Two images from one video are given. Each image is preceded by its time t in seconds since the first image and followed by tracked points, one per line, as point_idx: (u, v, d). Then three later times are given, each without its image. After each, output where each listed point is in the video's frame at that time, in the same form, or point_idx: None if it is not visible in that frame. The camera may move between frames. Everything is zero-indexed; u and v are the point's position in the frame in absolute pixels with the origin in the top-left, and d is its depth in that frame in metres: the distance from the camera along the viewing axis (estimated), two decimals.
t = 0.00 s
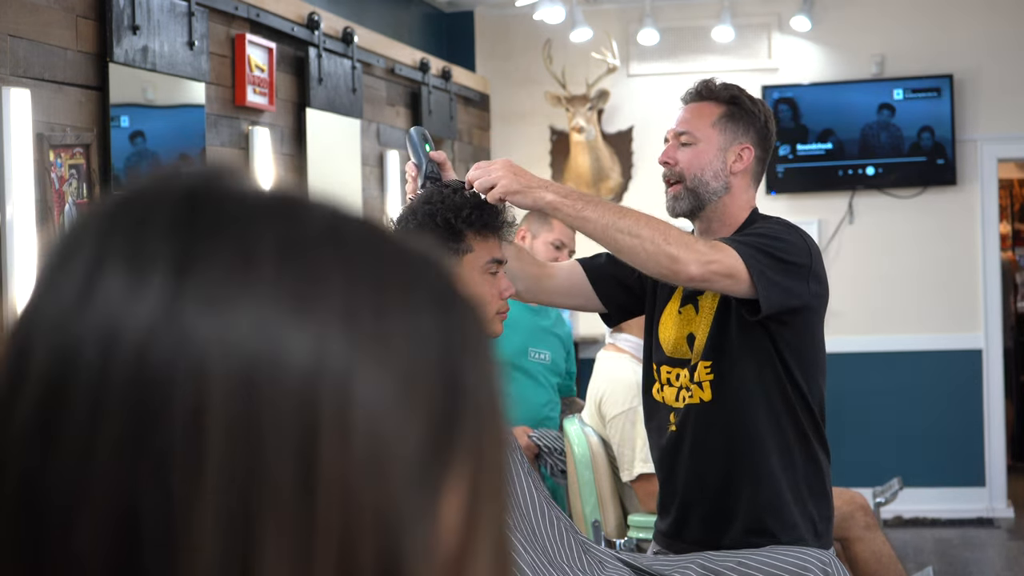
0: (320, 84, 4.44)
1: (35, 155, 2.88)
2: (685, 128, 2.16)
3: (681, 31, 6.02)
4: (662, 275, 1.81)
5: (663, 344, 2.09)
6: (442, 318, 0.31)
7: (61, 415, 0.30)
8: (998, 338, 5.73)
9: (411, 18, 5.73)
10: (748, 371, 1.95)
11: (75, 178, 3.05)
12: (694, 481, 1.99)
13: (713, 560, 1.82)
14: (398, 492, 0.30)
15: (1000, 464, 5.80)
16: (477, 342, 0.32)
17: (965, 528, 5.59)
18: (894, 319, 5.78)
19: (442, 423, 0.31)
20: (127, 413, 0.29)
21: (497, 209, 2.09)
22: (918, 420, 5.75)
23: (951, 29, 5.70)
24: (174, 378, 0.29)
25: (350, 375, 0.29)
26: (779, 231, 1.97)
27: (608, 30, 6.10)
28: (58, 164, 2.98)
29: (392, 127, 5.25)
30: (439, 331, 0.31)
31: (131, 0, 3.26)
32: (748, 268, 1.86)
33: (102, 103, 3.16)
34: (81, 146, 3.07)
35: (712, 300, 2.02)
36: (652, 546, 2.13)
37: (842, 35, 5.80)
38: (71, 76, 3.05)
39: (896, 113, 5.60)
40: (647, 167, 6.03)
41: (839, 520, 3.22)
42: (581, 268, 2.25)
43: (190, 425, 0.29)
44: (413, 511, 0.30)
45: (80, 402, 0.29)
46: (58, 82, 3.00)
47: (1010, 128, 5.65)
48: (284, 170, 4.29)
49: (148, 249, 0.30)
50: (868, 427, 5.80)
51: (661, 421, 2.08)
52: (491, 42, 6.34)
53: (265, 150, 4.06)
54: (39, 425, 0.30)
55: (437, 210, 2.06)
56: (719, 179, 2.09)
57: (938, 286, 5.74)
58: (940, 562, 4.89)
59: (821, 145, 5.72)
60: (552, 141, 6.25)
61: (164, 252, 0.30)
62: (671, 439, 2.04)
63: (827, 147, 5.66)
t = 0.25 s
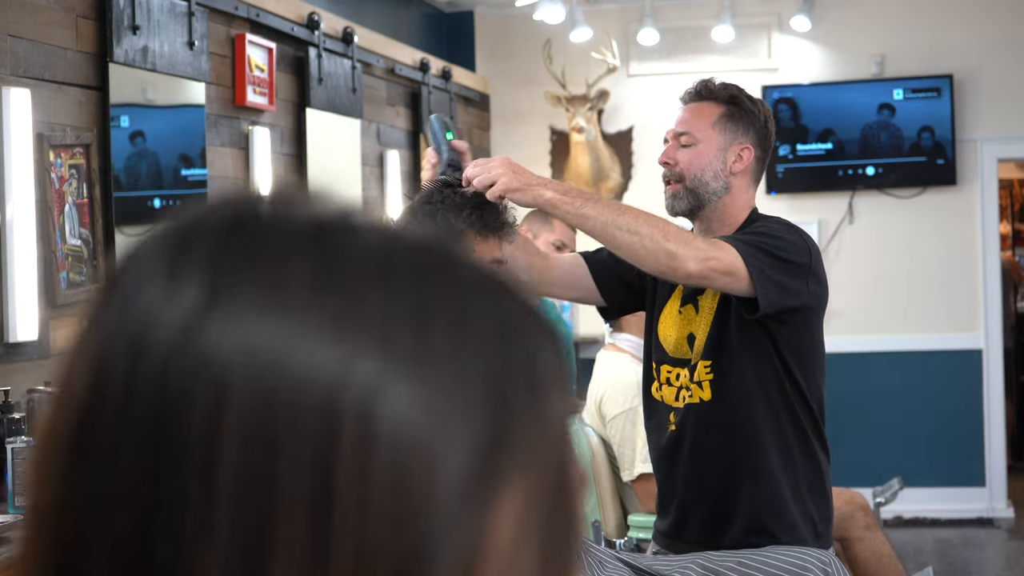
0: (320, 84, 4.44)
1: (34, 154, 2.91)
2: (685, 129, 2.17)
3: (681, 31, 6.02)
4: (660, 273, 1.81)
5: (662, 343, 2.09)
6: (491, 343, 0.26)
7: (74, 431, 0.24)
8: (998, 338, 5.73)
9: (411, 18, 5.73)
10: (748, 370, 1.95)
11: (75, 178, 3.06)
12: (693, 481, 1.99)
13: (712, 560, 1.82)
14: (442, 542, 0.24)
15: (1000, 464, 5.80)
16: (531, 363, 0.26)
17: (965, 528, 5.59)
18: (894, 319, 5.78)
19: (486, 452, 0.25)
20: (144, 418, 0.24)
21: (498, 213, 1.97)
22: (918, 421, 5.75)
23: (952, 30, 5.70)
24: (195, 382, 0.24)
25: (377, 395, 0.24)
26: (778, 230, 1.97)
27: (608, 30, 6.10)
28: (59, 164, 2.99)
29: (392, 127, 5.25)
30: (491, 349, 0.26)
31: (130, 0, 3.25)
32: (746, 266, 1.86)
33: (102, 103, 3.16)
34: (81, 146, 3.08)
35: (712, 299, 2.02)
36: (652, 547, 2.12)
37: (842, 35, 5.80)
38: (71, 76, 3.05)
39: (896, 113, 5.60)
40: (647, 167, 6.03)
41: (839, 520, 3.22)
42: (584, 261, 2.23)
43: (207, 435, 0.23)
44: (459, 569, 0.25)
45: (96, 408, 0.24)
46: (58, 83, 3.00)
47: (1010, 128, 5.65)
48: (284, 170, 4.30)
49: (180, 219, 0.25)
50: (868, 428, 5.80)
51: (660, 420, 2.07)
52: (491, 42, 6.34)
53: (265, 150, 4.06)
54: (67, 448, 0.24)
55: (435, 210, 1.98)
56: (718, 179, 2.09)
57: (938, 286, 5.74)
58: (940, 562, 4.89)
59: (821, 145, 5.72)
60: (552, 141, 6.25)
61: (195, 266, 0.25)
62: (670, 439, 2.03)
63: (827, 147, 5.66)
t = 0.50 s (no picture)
0: (320, 84, 4.44)
1: (35, 154, 2.90)
2: (685, 129, 2.17)
3: (681, 31, 6.02)
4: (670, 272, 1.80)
5: (664, 344, 2.09)
6: (540, 348, 0.26)
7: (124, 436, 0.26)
8: (998, 338, 5.73)
9: (411, 18, 5.73)
10: (749, 370, 1.95)
11: (75, 178, 3.06)
12: (694, 481, 1.98)
13: (713, 560, 1.81)
14: (483, 543, 0.24)
15: (1000, 464, 5.80)
16: (584, 374, 0.26)
17: (965, 528, 5.59)
18: (895, 319, 5.78)
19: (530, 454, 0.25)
20: (191, 421, 0.25)
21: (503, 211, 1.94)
22: (918, 421, 5.75)
23: (952, 30, 5.71)
24: (233, 382, 0.24)
25: (421, 399, 0.24)
26: (782, 230, 1.98)
27: (608, 30, 6.10)
28: (58, 164, 2.99)
29: (392, 127, 5.25)
30: (540, 355, 0.25)
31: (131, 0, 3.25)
32: (754, 267, 1.87)
33: (102, 103, 3.15)
34: (81, 146, 3.08)
35: (714, 299, 2.02)
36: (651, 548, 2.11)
37: (842, 35, 5.80)
38: (71, 76, 3.05)
39: (896, 113, 5.60)
40: (647, 167, 6.03)
41: (839, 520, 3.22)
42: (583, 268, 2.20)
43: (248, 437, 0.24)
44: None
45: (142, 410, 0.25)
46: (58, 83, 3.00)
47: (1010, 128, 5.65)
48: (284, 171, 4.30)
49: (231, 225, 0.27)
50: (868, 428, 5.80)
51: (661, 421, 2.07)
52: (491, 42, 6.33)
53: (265, 150, 4.07)
54: (111, 460, 0.26)
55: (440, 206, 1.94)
56: (719, 178, 2.09)
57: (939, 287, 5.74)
58: (940, 562, 4.89)
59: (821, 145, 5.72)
60: (552, 141, 6.25)
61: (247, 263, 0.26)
62: (671, 439, 2.03)
63: (827, 147, 5.66)
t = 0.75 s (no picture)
0: (320, 84, 4.44)
1: (35, 154, 2.90)
2: (688, 128, 2.16)
3: (682, 31, 6.02)
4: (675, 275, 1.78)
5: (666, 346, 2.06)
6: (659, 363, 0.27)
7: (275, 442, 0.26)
8: (998, 339, 5.73)
9: (411, 18, 5.72)
10: (751, 372, 1.94)
11: (75, 178, 3.06)
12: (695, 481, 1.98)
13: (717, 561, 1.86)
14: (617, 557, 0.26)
15: (1000, 464, 5.80)
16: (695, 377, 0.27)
17: (965, 528, 5.59)
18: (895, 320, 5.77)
19: (651, 457, 0.26)
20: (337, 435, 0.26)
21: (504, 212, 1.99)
22: (917, 422, 5.75)
23: (951, 30, 5.71)
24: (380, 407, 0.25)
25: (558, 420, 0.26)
26: (785, 232, 1.98)
27: (608, 30, 6.10)
28: (58, 164, 2.99)
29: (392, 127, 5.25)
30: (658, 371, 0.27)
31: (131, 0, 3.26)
32: (758, 268, 1.87)
33: (102, 103, 3.16)
34: (81, 146, 3.08)
35: (716, 299, 2.00)
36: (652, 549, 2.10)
37: (842, 35, 5.81)
38: (71, 76, 3.04)
39: (896, 113, 5.61)
40: (647, 167, 6.03)
41: (839, 521, 3.22)
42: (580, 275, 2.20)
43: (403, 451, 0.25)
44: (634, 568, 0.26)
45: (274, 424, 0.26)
46: (58, 82, 2.99)
47: (1010, 128, 5.65)
48: (284, 170, 4.31)
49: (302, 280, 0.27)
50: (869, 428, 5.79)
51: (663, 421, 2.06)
52: (491, 42, 6.33)
53: (265, 151, 4.07)
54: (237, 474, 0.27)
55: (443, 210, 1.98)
56: (720, 178, 2.09)
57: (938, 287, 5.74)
58: (940, 562, 4.89)
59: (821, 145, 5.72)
60: (552, 141, 6.25)
61: (383, 289, 0.26)
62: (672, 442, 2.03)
63: (827, 147, 5.66)
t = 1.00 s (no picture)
0: (320, 84, 4.44)
1: (35, 154, 2.89)
2: (686, 128, 2.15)
3: (682, 31, 6.01)
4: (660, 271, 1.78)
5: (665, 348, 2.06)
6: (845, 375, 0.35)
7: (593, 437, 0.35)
8: (998, 339, 5.73)
9: (411, 18, 5.72)
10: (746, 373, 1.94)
11: (75, 178, 3.05)
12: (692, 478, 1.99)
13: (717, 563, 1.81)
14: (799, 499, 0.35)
15: (1000, 465, 5.80)
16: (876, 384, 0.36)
17: (965, 528, 5.59)
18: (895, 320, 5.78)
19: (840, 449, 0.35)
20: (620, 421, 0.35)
21: (498, 210, 2.02)
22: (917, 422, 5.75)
23: (952, 30, 5.71)
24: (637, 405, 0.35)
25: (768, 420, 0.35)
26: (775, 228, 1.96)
27: (608, 30, 6.10)
28: (58, 164, 2.98)
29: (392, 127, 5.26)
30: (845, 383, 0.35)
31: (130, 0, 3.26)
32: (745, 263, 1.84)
33: (102, 103, 3.16)
34: (81, 146, 3.07)
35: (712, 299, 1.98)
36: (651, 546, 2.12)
37: (842, 35, 5.81)
38: (71, 76, 3.04)
39: (895, 113, 5.61)
40: (647, 167, 6.03)
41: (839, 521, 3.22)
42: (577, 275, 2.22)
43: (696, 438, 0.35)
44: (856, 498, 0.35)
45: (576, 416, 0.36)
46: (58, 82, 2.99)
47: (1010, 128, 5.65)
48: (283, 170, 4.32)
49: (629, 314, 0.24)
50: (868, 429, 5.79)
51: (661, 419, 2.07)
52: (491, 42, 6.33)
53: (265, 151, 4.07)
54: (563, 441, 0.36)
55: (436, 210, 2.02)
56: (717, 177, 2.11)
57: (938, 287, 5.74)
58: (940, 563, 4.89)
59: (821, 145, 5.72)
60: (552, 141, 6.25)
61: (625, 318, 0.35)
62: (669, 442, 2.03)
63: (827, 147, 5.66)
